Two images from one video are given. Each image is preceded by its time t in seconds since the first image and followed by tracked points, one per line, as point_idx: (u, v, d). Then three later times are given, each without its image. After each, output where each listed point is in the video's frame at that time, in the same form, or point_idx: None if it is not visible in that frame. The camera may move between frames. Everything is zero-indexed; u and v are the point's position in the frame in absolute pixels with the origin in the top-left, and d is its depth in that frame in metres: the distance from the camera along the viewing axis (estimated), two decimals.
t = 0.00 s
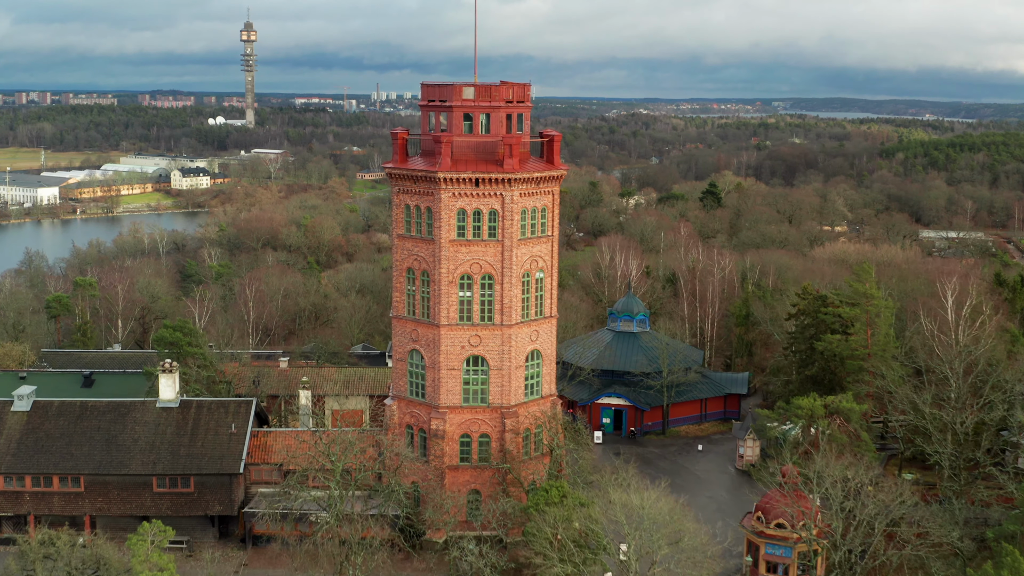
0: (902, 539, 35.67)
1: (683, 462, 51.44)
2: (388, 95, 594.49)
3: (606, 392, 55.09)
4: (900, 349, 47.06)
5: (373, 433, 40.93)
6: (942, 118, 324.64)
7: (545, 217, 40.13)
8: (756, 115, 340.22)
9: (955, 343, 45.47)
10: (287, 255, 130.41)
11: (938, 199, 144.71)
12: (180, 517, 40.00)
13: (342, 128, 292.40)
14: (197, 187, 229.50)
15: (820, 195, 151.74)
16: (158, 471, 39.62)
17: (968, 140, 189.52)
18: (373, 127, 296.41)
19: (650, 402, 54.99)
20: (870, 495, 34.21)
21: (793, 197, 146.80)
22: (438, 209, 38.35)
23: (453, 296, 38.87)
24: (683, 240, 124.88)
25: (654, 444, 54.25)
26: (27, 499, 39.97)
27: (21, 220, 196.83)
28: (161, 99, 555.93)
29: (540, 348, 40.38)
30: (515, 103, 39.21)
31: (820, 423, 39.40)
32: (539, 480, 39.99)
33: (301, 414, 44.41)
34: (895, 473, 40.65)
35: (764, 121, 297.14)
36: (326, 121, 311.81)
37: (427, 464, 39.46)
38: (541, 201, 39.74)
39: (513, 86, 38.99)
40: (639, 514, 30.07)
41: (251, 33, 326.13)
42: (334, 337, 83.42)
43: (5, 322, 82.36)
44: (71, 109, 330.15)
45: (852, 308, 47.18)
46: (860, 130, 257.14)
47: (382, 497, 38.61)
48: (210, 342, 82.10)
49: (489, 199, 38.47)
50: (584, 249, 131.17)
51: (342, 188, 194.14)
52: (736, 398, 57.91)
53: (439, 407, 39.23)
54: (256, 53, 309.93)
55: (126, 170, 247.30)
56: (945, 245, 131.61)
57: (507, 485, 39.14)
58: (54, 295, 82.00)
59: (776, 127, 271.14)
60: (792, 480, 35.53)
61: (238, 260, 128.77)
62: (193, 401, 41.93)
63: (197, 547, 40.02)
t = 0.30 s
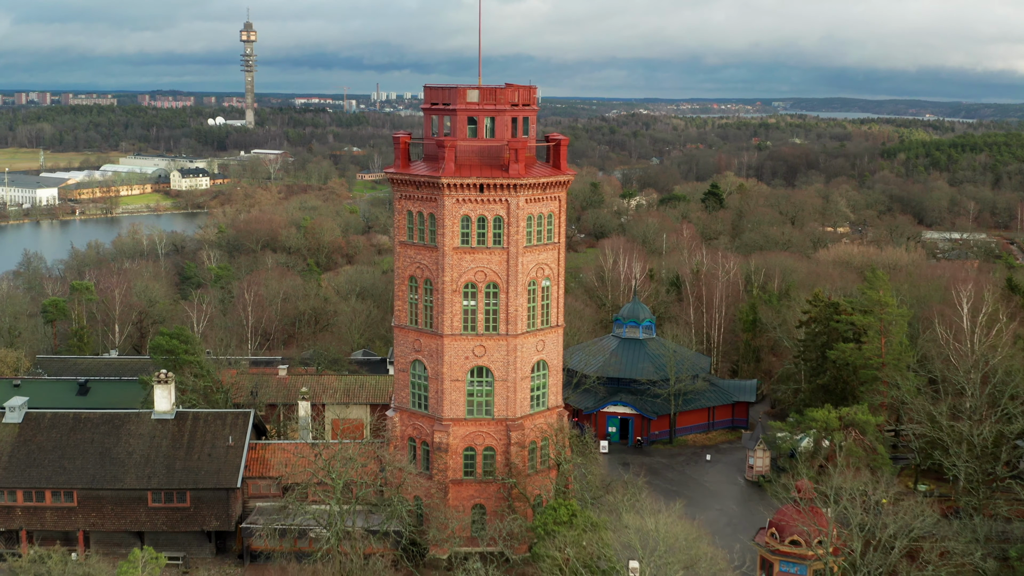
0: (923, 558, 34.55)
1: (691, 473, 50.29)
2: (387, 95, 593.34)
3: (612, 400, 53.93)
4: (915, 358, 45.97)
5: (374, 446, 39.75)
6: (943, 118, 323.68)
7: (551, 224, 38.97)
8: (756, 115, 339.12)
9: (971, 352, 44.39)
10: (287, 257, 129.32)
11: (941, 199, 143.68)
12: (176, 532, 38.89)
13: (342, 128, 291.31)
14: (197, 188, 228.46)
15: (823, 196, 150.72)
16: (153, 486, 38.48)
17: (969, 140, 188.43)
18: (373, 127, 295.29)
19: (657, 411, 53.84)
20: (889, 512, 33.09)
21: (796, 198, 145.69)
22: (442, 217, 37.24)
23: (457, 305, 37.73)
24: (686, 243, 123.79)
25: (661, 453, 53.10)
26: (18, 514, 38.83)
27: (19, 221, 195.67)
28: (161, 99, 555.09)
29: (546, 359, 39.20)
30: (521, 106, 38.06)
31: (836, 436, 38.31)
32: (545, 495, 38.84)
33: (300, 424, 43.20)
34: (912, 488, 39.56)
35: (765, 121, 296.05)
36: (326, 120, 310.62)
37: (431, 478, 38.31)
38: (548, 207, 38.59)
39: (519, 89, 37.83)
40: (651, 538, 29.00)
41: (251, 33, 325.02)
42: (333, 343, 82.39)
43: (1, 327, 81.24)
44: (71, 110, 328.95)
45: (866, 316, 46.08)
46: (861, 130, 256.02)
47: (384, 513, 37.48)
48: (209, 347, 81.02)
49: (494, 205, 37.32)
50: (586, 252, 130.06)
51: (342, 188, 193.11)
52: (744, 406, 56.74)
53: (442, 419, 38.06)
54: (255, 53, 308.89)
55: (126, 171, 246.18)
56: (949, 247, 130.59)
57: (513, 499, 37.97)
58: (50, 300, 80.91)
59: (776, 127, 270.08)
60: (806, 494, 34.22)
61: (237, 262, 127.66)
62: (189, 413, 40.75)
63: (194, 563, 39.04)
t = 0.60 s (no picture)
0: None
1: (700, 484, 49.17)
2: (387, 95, 592.22)
3: (618, 409, 52.79)
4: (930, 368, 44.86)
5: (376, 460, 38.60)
6: (943, 118, 322.68)
7: (558, 230, 37.80)
8: (756, 115, 338.07)
9: (989, 362, 43.29)
10: (287, 259, 128.13)
11: (944, 200, 142.56)
12: (172, 549, 37.84)
13: (342, 129, 290.10)
14: (197, 189, 227.23)
15: (825, 196, 149.62)
16: (148, 501, 37.37)
17: (971, 140, 187.38)
18: (373, 127, 294.04)
19: (664, 420, 52.70)
20: (909, 530, 31.96)
21: (799, 199, 144.59)
22: (446, 224, 36.09)
23: (461, 315, 36.56)
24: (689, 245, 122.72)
25: (669, 463, 51.96)
26: (9, 530, 37.73)
27: (18, 222, 194.39)
28: (160, 99, 553.93)
29: (553, 369, 38.03)
30: (527, 109, 37.00)
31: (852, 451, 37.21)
32: (552, 510, 37.69)
33: (299, 436, 42.07)
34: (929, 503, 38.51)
35: (765, 121, 294.96)
36: (326, 121, 309.37)
37: (434, 493, 37.16)
38: (555, 213, 37.42)
39: (525, 91, 36.78)
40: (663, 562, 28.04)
41: (251, 33, 323.83)
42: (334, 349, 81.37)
43: None
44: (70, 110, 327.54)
45: (880, 324, 44.98)
46: (862, 130, 254.94)
47: (386, 530, 36.36)
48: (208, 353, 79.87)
49: (499, 212, 36.16)
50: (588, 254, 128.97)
51: (342, 189, 191.96)
52: (753, 414, 55.62)
53: (446, 432, 36.90)
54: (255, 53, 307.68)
55: (125, 171, 244.86)
56: (953, 249, 129.51)
57: (519, 516, 36.79)
58: (46, 304, 79.79)
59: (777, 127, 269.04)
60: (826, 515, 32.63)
61: (236, 264, 126.48)
62: (185, 425, 39.59)
63: None
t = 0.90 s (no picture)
0: None
1: (709, 495, 48.06)
2: (387, 95, 591.30)
3: (625, 418, 51.62)
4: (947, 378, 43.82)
5: (378, 475, 37.45)
6: (943, 118, 321.73)
7: (566, 238, 36.63)
8: (756, 115, 336.98)
9: (1007, 371, 42.23)
10: (287, 260, 126.99)
11: (947, 200, 141.33)
12: (168, 566, 36.62)
13: (343, 129, 288.91)
14: (196, 189, 225.95)
15: (828, 196, 148.46)
16: (143, 517, 36.24)
17: (973, 140, 186.32)
18: (374, 127, 292.92)
19: (672, 429, 51.54)
20: (930, 550, 30.93)
21: (801, 200, 143.48)
22: (451, 231, 34.95)
23: (465, 325, 35.42)
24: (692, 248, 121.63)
25: (677, 474, 50.79)
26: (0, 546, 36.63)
27: (17, 223, 193.06)
28: (161, 99, 553.12)
29: (560, 381, 36.87)
30: (534, 113, 35.87)
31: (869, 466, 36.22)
32: (559, 526, 36.54)
33: (298, 448, 40.90)
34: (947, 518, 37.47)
35: (766, 121, 293.87)
36: (326, 121, 308.21)
37: (438, 509, 36.00)
38: (562, 220, 36.27)
39: (532, 95, 35.64)
40: None
41: (250, 33, 322.73)
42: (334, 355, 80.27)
43: None
44: (69, 111, 326.06)
45: (894, 332, 43.96)
46: (863, 130, 253.91)
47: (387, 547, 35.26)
48: (206, 358, 78.73)
49: (505, 219, 35.02)
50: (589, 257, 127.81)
51: (342, 191, 190.73)
52: (762, 423, 54.50)
53: (450, 446, 35.75)
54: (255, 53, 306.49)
55: (125, 172, 243.57)
56: (956, 249, 128.33)
57: (526, 532, 35.63)
58: (42, 308, 78.65)
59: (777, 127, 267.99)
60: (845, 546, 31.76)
61: (235, 266, 125.33)
62: (181, 438, 38.39)
63: None
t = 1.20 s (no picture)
0: None
1: (719, 507, 46.93)
2: (388, 95, 590.18)
3: (633, 428, 50.46)
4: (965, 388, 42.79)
5: (380, 490, 36.29)
6: (943, 118, 320.63)
7: (575, 245, 35.45)
8: (756, 115, 335.86)
9: None
10: (286, 262, 125.88)
11: (950, 201, 139.95)
12: None
13: (343, 129, 287.75)
14: (196, 190, 224.77)
15: (830, 197, 147.16)
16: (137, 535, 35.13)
17: (975, 140, 185.17)
18: (374, 127, 291.77)
19: (680, 438, 50.43)
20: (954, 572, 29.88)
21: (804, 201, 142.31)
22: (455, 240, 33.78)
23: (471, 336, 34.23)
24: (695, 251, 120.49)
25: (686, 485, 49.65)
26: None
27: (16, 224, 191.81)
28: (161, 99, 552.01)
29: (569, 393, 35.66)
30: (542, 116, 34.67)
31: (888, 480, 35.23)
32: (568, 543, 35.36)
33: (298, 461, 39.67)
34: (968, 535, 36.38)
35: (766, 121, 292.70)
36: (326, 121, 307.05)
37: (442, 526, 34.84)
38: (571, 227, 35.08)
39: (539, 97, 34.44)
40: None
41: (250, 33, 321.56)
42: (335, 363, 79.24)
43: None
44: (69, 110, 324.79)
45: (911, 341, 42.96)
46: (863, 130, 252.75)
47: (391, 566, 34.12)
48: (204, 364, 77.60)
49: (512, 226, 33.84)
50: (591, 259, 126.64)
51: (342, 191, 189.53)
52: (772, 432, 53.36)
53: (455, 461, 34.58)
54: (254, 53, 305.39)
55: (124, 172, 242.35)
56: (959, 251, 127.07)
57: (534, 550, 34.44)
58: (39, 313, 77.51)
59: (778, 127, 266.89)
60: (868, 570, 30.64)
61: (234, 268, 124.18)
62: (177, 451, 37.21)
63: None
